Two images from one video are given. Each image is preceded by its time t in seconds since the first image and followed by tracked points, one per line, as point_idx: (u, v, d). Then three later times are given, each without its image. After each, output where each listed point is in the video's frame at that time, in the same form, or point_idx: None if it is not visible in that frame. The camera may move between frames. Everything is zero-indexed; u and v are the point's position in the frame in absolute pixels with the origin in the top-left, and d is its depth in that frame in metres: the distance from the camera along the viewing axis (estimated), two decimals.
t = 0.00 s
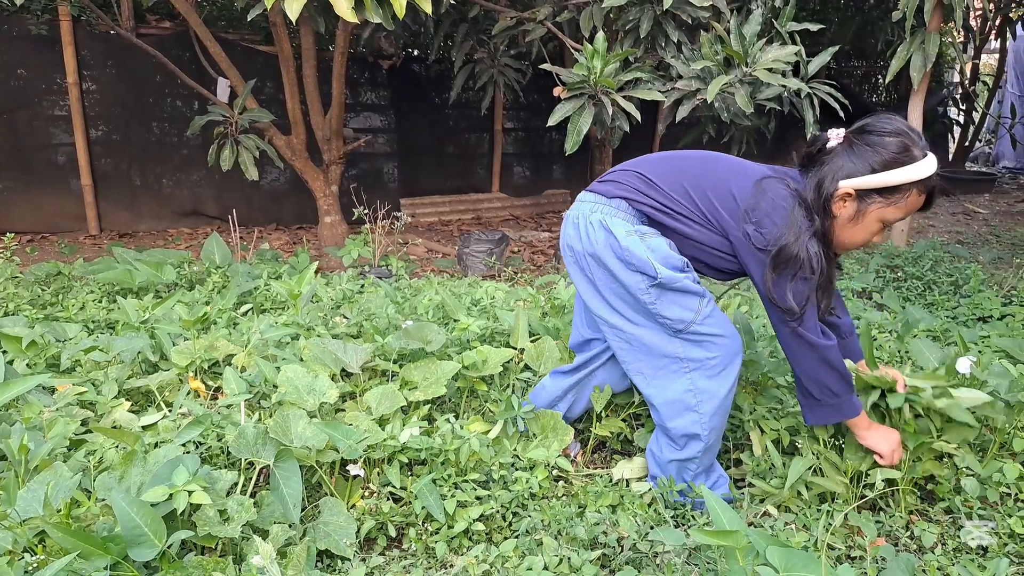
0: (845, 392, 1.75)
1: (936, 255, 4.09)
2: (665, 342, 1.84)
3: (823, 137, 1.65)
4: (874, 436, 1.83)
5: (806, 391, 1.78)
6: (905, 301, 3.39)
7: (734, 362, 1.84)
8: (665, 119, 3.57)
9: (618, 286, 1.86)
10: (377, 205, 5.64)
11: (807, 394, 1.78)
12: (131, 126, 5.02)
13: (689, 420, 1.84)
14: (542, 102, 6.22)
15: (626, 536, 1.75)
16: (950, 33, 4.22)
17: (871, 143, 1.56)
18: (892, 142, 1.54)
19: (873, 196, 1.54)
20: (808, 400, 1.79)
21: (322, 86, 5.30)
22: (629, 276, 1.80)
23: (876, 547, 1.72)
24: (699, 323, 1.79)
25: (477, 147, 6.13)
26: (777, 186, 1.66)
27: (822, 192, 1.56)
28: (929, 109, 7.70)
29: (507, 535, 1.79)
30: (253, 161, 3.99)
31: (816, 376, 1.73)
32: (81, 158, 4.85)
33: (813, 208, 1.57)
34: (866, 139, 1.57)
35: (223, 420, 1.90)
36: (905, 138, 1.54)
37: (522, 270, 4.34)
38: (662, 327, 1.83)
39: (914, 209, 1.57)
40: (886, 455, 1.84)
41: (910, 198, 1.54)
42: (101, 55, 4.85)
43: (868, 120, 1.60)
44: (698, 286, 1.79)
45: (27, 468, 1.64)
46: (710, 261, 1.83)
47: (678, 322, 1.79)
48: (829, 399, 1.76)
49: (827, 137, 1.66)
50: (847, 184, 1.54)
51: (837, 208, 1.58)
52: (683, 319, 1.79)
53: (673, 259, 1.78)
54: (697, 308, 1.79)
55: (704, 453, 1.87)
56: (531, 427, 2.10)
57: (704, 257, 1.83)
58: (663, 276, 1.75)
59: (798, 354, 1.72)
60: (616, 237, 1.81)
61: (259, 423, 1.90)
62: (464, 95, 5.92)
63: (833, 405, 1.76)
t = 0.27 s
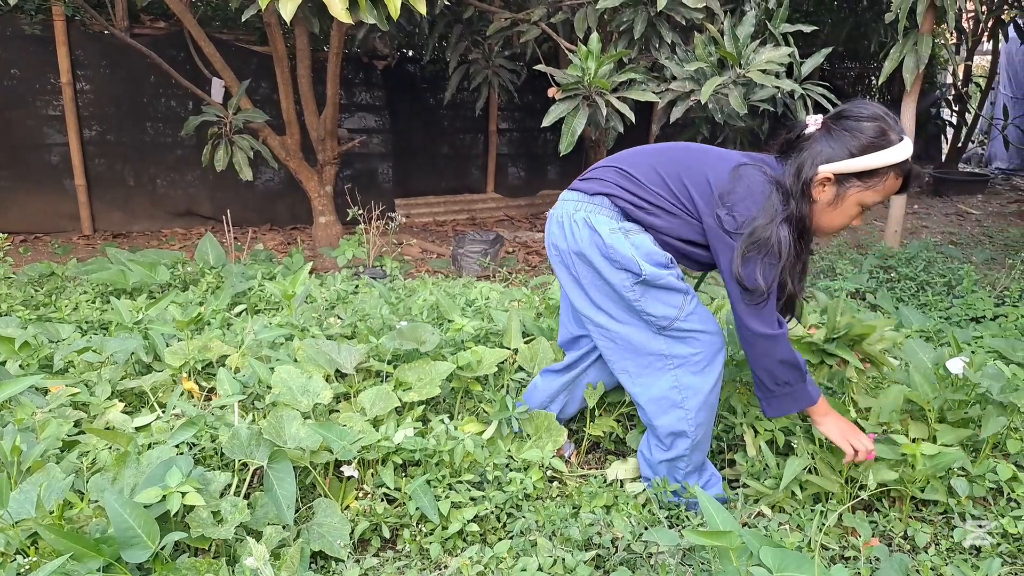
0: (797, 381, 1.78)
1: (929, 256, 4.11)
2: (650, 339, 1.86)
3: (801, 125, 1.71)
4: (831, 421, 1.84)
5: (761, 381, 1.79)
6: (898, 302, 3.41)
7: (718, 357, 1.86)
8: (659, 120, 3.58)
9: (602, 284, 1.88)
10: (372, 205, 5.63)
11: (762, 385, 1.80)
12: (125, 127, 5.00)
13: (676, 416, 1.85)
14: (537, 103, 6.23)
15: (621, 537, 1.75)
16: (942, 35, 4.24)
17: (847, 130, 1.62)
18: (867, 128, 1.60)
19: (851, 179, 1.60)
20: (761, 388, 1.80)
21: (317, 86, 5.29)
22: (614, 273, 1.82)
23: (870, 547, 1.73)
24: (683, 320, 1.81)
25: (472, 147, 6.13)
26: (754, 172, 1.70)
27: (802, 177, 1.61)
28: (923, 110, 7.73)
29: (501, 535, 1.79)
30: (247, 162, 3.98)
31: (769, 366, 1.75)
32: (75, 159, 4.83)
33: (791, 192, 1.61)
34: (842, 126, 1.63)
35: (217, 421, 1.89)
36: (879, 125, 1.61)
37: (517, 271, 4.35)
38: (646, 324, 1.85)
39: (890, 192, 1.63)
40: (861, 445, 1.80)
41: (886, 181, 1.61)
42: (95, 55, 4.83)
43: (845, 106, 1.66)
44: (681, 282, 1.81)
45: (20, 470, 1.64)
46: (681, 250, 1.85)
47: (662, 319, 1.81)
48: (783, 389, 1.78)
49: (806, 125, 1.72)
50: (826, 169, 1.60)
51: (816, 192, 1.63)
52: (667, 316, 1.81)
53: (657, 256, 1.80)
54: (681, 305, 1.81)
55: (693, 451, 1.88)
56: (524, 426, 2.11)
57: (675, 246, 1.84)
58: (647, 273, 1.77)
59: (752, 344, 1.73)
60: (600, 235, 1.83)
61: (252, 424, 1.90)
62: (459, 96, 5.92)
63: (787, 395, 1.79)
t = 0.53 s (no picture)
0: (765, 360, 1.80)
1: (926, 258, 4.12)
2: (630, 339, 1.86)
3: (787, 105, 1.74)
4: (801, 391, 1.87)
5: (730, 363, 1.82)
6: (895, 304, 3.42)
7: (698, 358, 1.87)
8: (656, 123, 3.59)
9: (586, 282, 1.88)
10: (369, 207, 5.63)
11: (731, 365, 1.82)
12: (122, 129, 5.00)
13: (657, 417, 1.86)
14: (534, 105, 6.24)
15: (618, 540, 1.75)
16: (938, 38, 4.26)
17: (830, 110, 1.65)
18: (850, 109, 1.63)
19: (834, 160, 1.64)
20: (731, 368, 1.82)
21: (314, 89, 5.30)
22: (598, 272, 1.83)
23: (866, 549, 1.74)
24: (664, 320, 1.81)
25: (469, 149, 6.14)
26: (735, 157, 1.72)
27: (787, 156, 1.64)
28: (919, 112, 7.75)
29: (498, 538, 1.80)
30: (244, 164, 3.98)
31: (737, 346, 1.77)
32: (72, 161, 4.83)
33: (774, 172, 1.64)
34: (826, 107, 1.66)
35: (214, 423, 1.89)
36: (861, 106, 1.64)
37: (514, 273, 4.35)
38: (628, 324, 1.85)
39: (871, 174, 1.67)
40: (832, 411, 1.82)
41: (867, 163, 1.64)
42: (92, 57, 4.83)
43: (829, 88, 1.69)
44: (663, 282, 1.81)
45: (16, 473, 1.63)
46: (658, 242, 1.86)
47: (644, 318, 1.81)
48: (752, 366, 1.81)
49: (791, 106, 1.75)
50: (810, 149, 1.63)
51: (800, 171, 1.66)
52: (648, 315, 1.81)
53: (640, 254, 1.81)
54: (662, 305, 1.81)
55: (677, 454, 1.88)
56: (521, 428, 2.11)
57: (651, 238, 1.85)
58: (630, 271, 1.78)
59: (720, 328, 1.74)
60: (585, 232, 1.84)
61: (249, 427, 1.90)
62: (456, 98, 5.93)
63: (755, 373, 1.81)
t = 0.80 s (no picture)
0: (733, 336, 1.80)
1: (923, 260, 4.13)
2: (609, 339, 1.86)
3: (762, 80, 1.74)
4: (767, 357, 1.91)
5: (701, 341, 1.81)
6: (892, 306, 3.43)
7: (676, 358, 1.87)
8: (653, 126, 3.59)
9: (568, 281, 1.88)
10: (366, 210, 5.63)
11: (701, 343, 1.82)
12: (120, 131, 5.00)
13: (635, 417, 1.87)
14: (531, 108, 6.25)
15: (615, 543, 1.75)
16: (934, 41, 4.28)
17: (805, 85, 1.65)
18: (824, 83, 1.63)
19: (810, 133, 1.64)
20: (700, 343, 1.82)
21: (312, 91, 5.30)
22: (580, 271, 1.83)
23: (864, 553, 1.74)
24: (643, 319, 1.81)
25: (467, 152, 6.14)
26: (710, 140, 1.70)
27: (764, 132, 1.63)
28: (916, 115, 7.77)
29: (496, 541, 1.80)
30: (242, 167, 3.98)
31: (707, 324, 1.77)
32: (69, 164, 4.82)
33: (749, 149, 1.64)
34: (801, 81, 1.66)
35: (212, 426, 1.89)
36: (835, 79, 1.64)
37: (512, 275, 4.35)
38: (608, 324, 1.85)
39: (847, 147, 1.67)
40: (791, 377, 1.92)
41: (843, 137, 1.65)
42: (90, 60, 4.83)
43: (804, 62, 1.69)
44: (643, 281, 1.81)
45: (13, 476, 1.63)
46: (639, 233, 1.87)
47: (623, 318, 1.82)
48: (721, 341, 1.81)
49: (767, 81, 1.74)
50: (786, 123, 1.63)
51: (777, 146, 1.66)
52: (628, 316, 1.81)
53: (623, 253, 1.81)
54: (642, 305, 1.81)
55: (657, 451, 1.90)
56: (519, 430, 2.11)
57: (632, 229, 1.85)
58: (612, 270, 1.78)
59: (691, 310, 1.75)
60: (568, 231, 1.83)
61: (247, 430, 1.90)
62: (454, 101, 5.94)
63: (727, 346, 1.81)
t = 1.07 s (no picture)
0: (762, 333, 1.81)
1: (922, 262, 4.14)
2: (627, 345, 1.86)
3: (778, 67, 1.74)
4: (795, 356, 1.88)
5: (731, 338, 1.82)
6: (891, 309, 3.43)
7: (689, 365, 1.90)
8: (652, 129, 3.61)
9: (589, 285, 1.86)
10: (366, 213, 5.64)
11: (733, 342, 1.83)
12: (119, 135, 5.00)
13: (649, 423, 1.88)
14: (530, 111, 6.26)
15: (616, 546, 1.75)
16: (933, 43, 4.29)
17: (824, 72, 1.66)
18: (844, 69, 1.65)
19: (832, 120, 1.66)
20: (731, 342, 1.83)
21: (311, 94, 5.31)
22: (603, 276, 1.82)
23: (865, 555, 1.75)
24: (662, 326, 1.84)
25: (466, 155, 6.15)
26: (732, 131, 1.69)
27: (787, 120, 1.64)
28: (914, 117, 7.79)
29: (497, 544, 1.80)
30: (241, 170, 3.98)
31: (738, 321, 1.77)
32: (69, 167, 4.83)
33: (774, 138, 1.64)
34: (821, 67, 1.67)
35: (212, 430, 1.89)
36: (853, 65, 1.66)
37: (512, 278, 4.35)
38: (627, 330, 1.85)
39: (865, 131, 1.70)
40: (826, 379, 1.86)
41: (863, 121, 1.67)
42: (89, 63, 4.84)
43: (820, 47, 1.70)
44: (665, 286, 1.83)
45: (14, 480, 1.63)
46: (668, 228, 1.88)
47: (644, 324, 1.83)
48: (750, 339, 1.81)
49: (782, 67, 1.75)
50: (810, 110, 1.64)
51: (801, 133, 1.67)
52: (648, 321, 1.83)
53: (646, 256, 1.81)
54: (662, 311, 1.84)
55: (668, 457, 1.90)
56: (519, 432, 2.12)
57: (656, 227, 1.87)
58: (637, 275, 1.78)
59: (721, 306, 1.75)
60: (593, 234, 1.82)
61: (248, 434, 1.90)
62: (453, 104, 5.95)
63: (756, 345, 1.82)
